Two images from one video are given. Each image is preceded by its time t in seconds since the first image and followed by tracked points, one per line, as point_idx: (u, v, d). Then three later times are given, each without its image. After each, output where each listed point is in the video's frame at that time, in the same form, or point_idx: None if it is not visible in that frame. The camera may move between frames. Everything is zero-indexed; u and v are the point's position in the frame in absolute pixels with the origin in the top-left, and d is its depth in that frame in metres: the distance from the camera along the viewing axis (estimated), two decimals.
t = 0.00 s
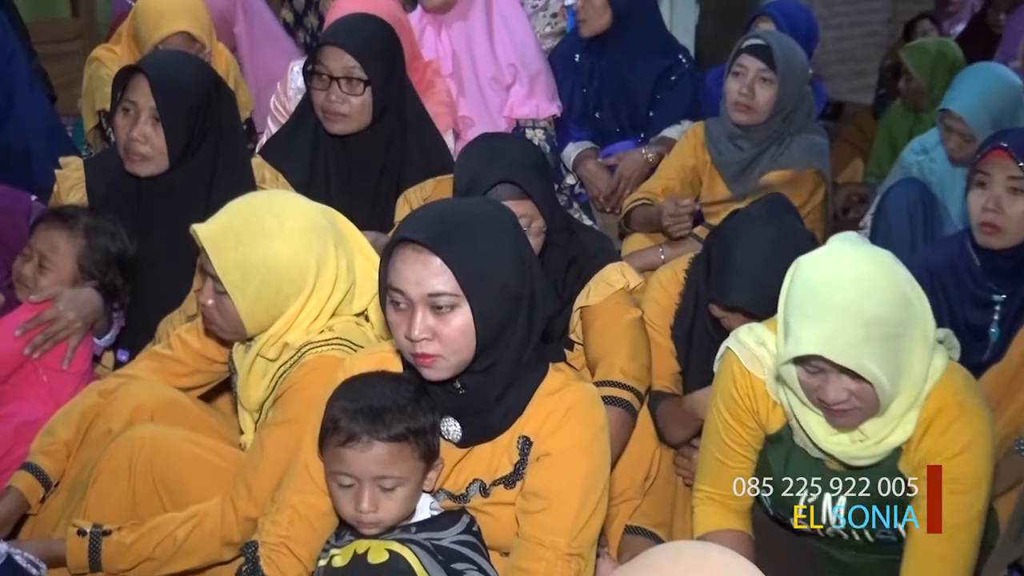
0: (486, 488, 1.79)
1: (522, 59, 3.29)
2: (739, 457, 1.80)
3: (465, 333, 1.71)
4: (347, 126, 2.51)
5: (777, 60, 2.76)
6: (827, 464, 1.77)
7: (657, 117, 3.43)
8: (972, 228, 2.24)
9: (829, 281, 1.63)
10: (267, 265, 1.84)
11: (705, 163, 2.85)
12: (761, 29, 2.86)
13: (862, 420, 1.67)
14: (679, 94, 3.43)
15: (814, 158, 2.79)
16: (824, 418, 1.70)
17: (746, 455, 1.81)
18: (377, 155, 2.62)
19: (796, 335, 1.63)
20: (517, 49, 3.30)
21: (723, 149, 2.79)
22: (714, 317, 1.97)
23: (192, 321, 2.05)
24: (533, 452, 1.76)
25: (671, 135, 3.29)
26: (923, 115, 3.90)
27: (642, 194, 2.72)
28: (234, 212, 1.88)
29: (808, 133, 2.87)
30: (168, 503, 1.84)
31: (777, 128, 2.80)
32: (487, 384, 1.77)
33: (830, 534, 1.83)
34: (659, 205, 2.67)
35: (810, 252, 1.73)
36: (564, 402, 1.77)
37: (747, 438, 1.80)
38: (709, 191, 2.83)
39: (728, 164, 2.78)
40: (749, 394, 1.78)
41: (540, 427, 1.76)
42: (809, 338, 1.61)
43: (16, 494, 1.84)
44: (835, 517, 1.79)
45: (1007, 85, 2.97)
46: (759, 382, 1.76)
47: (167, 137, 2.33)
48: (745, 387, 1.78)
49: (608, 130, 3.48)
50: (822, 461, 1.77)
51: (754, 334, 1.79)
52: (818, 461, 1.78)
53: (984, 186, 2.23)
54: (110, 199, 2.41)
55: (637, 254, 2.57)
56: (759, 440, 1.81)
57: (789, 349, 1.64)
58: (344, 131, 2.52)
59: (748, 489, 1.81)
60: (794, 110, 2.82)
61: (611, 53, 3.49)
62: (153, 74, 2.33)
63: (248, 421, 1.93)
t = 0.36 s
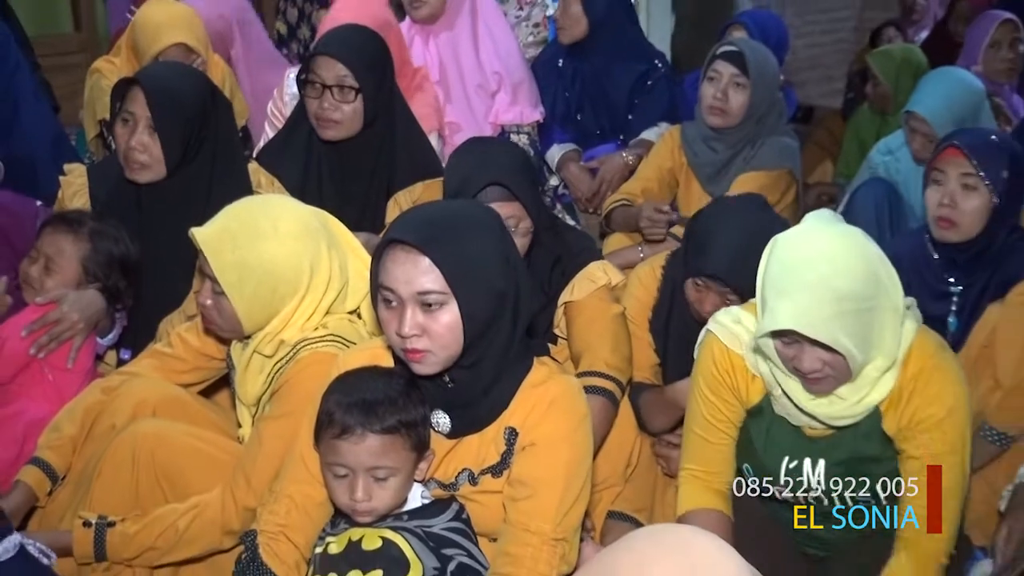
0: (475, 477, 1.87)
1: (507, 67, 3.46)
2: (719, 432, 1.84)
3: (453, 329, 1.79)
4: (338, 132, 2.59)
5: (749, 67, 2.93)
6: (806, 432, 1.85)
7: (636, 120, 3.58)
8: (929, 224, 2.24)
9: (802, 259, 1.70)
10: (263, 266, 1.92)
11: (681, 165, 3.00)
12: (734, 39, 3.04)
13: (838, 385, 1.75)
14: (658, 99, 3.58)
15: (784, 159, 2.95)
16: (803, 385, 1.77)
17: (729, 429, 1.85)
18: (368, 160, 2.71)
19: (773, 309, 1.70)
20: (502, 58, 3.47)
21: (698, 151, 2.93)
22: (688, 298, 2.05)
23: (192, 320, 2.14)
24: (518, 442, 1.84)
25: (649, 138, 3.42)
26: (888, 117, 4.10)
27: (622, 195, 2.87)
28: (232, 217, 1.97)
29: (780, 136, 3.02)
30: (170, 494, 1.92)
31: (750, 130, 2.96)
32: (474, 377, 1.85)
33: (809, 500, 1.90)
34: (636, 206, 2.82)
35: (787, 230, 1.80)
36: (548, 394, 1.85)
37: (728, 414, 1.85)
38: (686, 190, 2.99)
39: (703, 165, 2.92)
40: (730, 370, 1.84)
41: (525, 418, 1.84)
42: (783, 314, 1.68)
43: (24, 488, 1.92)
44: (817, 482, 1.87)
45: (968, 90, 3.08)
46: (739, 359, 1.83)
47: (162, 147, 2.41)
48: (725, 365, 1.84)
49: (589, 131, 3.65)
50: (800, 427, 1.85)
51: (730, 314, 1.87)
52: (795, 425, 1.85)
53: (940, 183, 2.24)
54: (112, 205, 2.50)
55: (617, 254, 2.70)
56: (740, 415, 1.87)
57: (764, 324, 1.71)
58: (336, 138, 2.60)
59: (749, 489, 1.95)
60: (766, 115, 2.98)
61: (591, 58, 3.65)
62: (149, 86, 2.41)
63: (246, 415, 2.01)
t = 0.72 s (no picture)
0: (460, 466, 1.96)
1: (488, 74, 3.61)
2: (696, 411, 1.91)
3: (438, 327, 1.87)
4: (328, 137, 2.68)
5: (719, 72, 3.03)
6: (777, 411, 1.87)
7: (612, 124, 3.73)
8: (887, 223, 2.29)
9: (781, 252, 1.74)
10: (256, 265, 2.00)
11: (655, 167, 3.11)
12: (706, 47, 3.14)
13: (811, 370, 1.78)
14: (631, 104, 3.74)
15: (752, 161, 3.05)
16: (778, 370, 1.80)
17: (705, 408, 1.91)
18: (355, 164, 2.79)
19: (750, 298, 1.73)
20: (483, 66, 3.62)
21: (671, 153, 3.04)
22: (665, 279, 2.13)
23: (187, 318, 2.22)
24: (501, 432, 1.92)
25: (623, 142, 3.57)
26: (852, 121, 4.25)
27: (599, 196, 2.98)
28: (225, 218, 2.05)
29: (749, 139, 3.12)
30: (167, 485, 2.00)
31: (720, 133, 3.05)
32: (459, 370, 1.93)
33: (782, 478, 1.92)
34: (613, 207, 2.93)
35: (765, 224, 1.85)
36: (529, 386, 1.94)
37: (704, 395, 1.90)
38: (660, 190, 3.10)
39: (675, 167, 3.03)
40: (707, 355, 1.88)
41: (507, 409, 1.93)
42: (760, 305, 1.71)
43: (26, 480, 2.01)
44: (790, 460, 1.89)
45: (928, 93, 3.19)
46: (716, 344, 1.87)
47: (162, 153, 2.49)
48: (702, 350, 1.88)
49: (567, 132, 3.79)
50: (771, 407, 1.87)
51: (708, 300, 1.91)
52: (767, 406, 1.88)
53: (894, 184, 2.29)
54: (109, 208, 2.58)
55: (595, 251, 2.81)
56: (715, 397, 1.92)
57: (742, 313, 1.74)
58: (326, 142, 2.69)
59: (748, 489, 1.98)
60: (735, 118, 3.08)
61: (567, 63, 3.82)
62: (146, 96, 2.49)
63: (240, 408, 2.09)
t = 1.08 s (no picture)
0: (448, 455, 2.04)
1: (474, 81, 3.73)
2: (672, 400, 2.00)
3: (426, 321, 1.96)
4: (320, 141, 2.77)
5: (695, 77, 3.15)
6: (749, 397, 1.96)
7: (592, 126, 3.90)
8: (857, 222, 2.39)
9: (750, 244, 1.84)
10: (252, 264, 2.09)
11: (634, 169, 3.25)
12: (682, 54, 3.27)
13: (781, 356, 1.86)
14: (611, 106, 3.91)
15: (725, 163, 3.16)
16: (749, 356, 1.90)
17: (682, 397, 2.01)
18: (348, 167, 2.89)
19: (723, 287, 1.83)
20: (468, 72, 3.74)
21: (649, 156, 3.17)
22: (649, 266, 2.21)
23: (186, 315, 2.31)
24: (487, 422, 2.01)
25: (604, 145, 3.75)
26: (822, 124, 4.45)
27: (581, 197, 3.12)
28: (221, 220, 2.14)
29: (723, 141, 3.25)
30: (167, 475, 2.09)
31: (695, 136, 3.19)
32: (446, 363, 2.02)
33: (755, 462, 2.01)
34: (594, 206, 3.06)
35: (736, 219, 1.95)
36: (514, 378, 2.03)
37: (680, 384, 2.00)
38: (639, 192, 3.23)
39: (654, 169, 3.16)
40: (683, 344, 1.99)
41: (492, 400, 2.02)
42: (732, 293, 1.80)
43: (33, 471, 2.11)
44: (762, 444, 1.98)
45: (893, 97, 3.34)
46: (690, 334, 1.98)
47: (167, 161, 2.58)
48: (677, 339, 1.99)
49: (551, 131, 3.95)
50: (744, 394, 1.96)
51: (683, 292, 2.02)
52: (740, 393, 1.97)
53: (863, 185, 2.39)
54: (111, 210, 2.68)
55: (578, 250, 2.91)
56: (690, 384, 2.01)
57: (715, 301, 1.84)
58: (318, 146, 2.78)
59: (748, 489, 2.07)
60: (711, 121, 3.21)
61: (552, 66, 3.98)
62: (151, 105, 2.58)
63: (238, 401, 2.18)
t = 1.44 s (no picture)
0: (440, 444, 2.14)
1: (465, 88, 3.83)
2: (657, 388, 2.12)
3: (418, 317, 2.05)
4: (316, 144, 2.88)
5: (675, 83, 3.30)
6: (728, 382, 2.05)
7: (577, 129, 4.04)
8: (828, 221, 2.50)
9: (731, 235, 1.93)
10: (251, 264, 2.19)
11: (618, 171, 3.39)
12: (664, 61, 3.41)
13: (759, 342, 1.95)
14: (595, 111, 4.04)
15: (705, 165, 3.30)
16: (729, 343, 1.98)
17: (665, 385, 2.12)
18: (345, 169, 3.00)
19: (705, 275, 1.92)
20: (460, 79, 3.84)
21: (632, 159, 3.32)
22: (636, 260, 2.31)
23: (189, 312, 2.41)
24: (477, 412, 2.11)
25: (589, 148, 3.88)
26: (797, 129, 4.64)
27: (567, 198, 3.25)
28: (222, 222, 2.24)
29: (701, 145, 3.39)
30: (172, 464, 2.18)
31: (676, 139, 3.33)
32: (438, 356, 2.11)
33: (733, 446, 2.09)
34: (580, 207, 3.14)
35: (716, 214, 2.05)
36: (503, 370, 2.13)
37: (664, 372, 2.11)
38: (623, 194, 3.36)
39: (636, 170, 3.31)
40: (667, 333, 2.09)
41: (482, 392, 2.12)
42: (715, 280, 1.90)
43: (41, 462, 2.23)
44: (741, 428, 2.06)
45: (862, 103, 3.54)
46: (673, 322, 2.08)
47: (178, 164, 2.70)
48: (660, 328, 2.10)
49: (539, 135, 4.09)
50: (724, 379, 2.05)
51: (666, 284, 2.13)
52: (720, 379, 2.05)
53: (835, 185, 2.51)
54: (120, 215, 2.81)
55: (563, 250, 3.03)
56: (672, 371, 2.12)
57: (699, 288, 1.93)
58: (315, 149, 2.89)
59: (748, 489, 2.15)
60: (690, 125, 3.36)
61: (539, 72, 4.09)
62: (163, 111, 2.70)
63: (239, 394, 2.28)
